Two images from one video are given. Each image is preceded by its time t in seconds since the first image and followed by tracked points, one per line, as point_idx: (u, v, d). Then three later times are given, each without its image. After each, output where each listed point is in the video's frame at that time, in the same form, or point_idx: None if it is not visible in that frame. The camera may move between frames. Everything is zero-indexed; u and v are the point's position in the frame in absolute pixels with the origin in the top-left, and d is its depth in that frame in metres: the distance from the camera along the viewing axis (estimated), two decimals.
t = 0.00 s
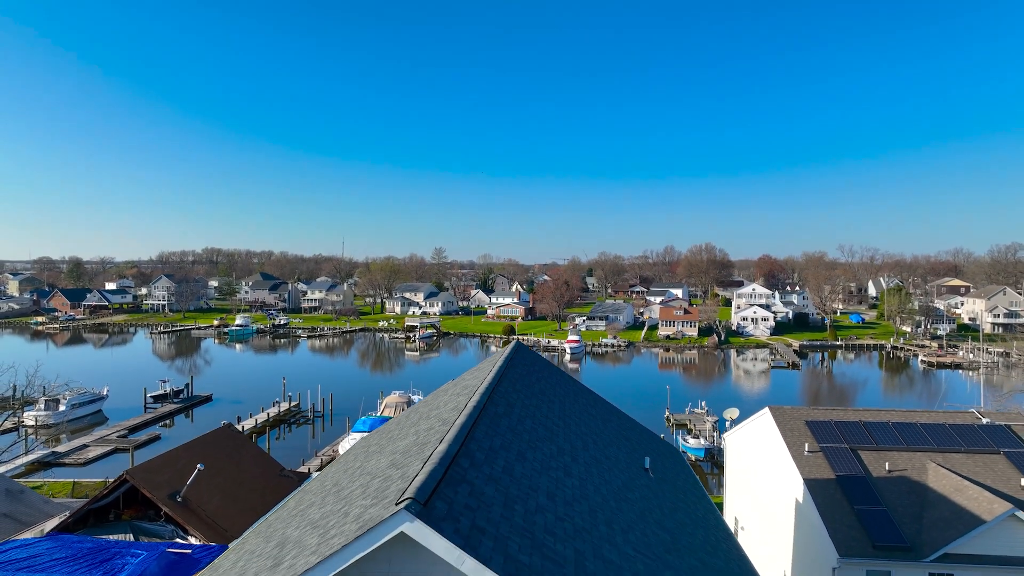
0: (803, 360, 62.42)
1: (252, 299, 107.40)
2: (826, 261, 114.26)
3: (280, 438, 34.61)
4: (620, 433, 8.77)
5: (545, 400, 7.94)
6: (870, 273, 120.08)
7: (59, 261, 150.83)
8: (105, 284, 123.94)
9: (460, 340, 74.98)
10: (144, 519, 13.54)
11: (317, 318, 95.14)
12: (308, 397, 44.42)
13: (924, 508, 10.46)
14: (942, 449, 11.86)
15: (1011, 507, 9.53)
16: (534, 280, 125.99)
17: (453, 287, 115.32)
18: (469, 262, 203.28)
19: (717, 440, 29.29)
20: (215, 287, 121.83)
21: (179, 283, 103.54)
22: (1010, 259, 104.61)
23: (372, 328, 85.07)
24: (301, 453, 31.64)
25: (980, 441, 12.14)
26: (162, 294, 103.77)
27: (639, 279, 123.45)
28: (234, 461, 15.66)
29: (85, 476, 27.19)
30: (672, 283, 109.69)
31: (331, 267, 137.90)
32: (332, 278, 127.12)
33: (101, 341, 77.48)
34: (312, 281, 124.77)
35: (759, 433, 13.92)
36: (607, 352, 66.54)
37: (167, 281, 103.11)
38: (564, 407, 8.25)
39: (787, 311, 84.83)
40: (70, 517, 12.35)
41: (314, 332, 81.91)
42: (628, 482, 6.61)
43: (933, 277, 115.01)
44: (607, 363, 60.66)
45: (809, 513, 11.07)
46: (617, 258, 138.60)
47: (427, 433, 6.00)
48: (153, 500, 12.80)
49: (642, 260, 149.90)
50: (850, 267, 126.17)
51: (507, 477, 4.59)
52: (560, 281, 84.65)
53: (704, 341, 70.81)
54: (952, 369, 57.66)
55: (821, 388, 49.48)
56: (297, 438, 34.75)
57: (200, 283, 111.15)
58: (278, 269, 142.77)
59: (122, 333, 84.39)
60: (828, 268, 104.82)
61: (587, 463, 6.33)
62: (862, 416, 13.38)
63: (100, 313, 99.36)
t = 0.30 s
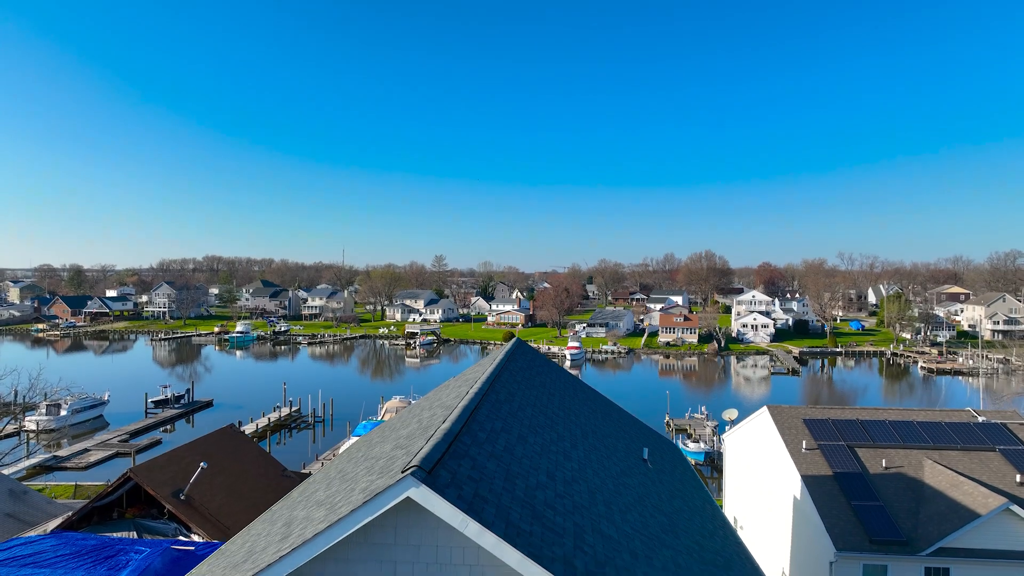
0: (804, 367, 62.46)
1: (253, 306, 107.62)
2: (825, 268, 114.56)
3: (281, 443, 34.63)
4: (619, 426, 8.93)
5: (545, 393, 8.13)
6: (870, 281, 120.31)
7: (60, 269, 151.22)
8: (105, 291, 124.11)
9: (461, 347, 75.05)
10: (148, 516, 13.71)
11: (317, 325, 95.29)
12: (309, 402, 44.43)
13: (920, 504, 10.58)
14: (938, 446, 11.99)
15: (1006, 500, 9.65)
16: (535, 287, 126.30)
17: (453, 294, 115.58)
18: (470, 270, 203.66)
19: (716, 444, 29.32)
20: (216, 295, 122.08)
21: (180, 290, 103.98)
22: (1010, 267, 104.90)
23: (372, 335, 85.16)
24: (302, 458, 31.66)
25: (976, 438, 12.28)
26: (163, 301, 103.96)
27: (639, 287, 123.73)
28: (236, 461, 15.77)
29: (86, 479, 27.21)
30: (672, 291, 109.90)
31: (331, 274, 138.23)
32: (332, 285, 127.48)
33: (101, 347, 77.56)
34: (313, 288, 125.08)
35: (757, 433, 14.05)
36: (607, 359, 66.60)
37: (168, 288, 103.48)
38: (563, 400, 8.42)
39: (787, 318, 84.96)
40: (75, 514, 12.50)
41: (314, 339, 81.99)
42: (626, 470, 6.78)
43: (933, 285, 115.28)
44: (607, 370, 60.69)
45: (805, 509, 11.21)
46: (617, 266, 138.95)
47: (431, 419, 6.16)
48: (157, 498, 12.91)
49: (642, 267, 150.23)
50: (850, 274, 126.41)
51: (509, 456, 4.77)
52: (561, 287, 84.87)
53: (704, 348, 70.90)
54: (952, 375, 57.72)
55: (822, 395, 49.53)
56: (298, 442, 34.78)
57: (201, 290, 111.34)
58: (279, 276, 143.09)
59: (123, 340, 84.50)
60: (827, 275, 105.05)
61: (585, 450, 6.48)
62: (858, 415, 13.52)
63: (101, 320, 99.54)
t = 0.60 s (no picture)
0: (804, 373, 62.51)
1: (253, 313, 107.81)
2: (825, 275, 114.85)
3: (282, 447, 34.70)
4: (618, 419, 9.12)
5: (545, 385, 8.33)
6: (869, 288, 120.56)
7: (60, 276, 151.56)
8: (106, 298, 124.31)
9: (461, 354, 75.13)
10: (151, 514, 13.84)
11: (318, 332, 95.44)
12: (309, 406, 44.48)
13: (917, 499, 10.70)
14: (934, 444, 12.13)
15: (1000, 494, 9.78)
16: (535, 294, 126.68)
17: (453, 301, 115.80)
18: (470, 278, 204.13)
19: (716, 448, 29.38)
20: (216, 302, 122.40)
21: (181, 296, 104.14)
22: (1009, 274, 105.22)
23: (373, 342, 85.28)
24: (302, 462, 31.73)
25: (972, 436, 12.42)
26: (164, 308, 104.20)
27: (639, 294, 124.05)
28: (238, 460, 15.88)
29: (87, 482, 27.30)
30: (672, 297, 110.11)
31: (332, 282, 138.53)
32: (333, 292, 127.69)
33: (102, 354, 77.64)
34: (314, 295, 125.31)
35: (756, 431, 14.19)
36: (607, 365, 66.68)
37: (168, 295, 103.63)
38: (562, 392, 8.62)
39: (787, 324, 85.05)
40: (80, 511, 12.62)
41: (315, 346, 82.11)
42: (624, 456, 6.94)
43: (933, 292, 115.57)
44: (607, 376, 60.76)
45: (803, 505, 11.34)
46: (617, 273, 139.34)
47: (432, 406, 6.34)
48: (161, 495, 13.01)
49: (642, 274, 150.61)
50: (849, 281, 126.73)
51: (511, 436, 4.94)
52: (561, 294, 85.07)
53: (704, 354, 70.99)
54: (952, 381, 57.81)
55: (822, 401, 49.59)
56: (299, 447, 34.83)
57: (201, 297, 111.61)
58: (279, 284, 143.34)
59: (124, 346, 84.63)
60: (827, 282, 105.28)
61: (583, 436, 6.66)
62: (855, 413, 13.67)
63: (101, 327, 99.73)
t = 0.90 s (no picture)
0: (804, 377, 62.58)
1: (254, 317, 107.98)
2: (824, 279, 115.06)
3: (283, 449, 34.78)
4: (617, 410, 9.30)
5: (545, 375, 8.48)
6: (869, 292, 120.69)
7: (61, 281, 151.85)
8: (106, 302, 124.55)
9: (461, 358, 75.22)
10: (155, 509, 13.98)
11: (318, 335, 95.58)
12: (310, 409, 44.59)
13: (912, 492, 10.85)
14: (929, 438, 12.28)
15: (993, 485, 9.93)
16: (535, 299, 126.90)
17: (454, 305, 116.01)
18: (470, 282, 204.47)
19: (716, 449, 29.47)
20: (217, 306, 122.61)
21: (182, 301, 104.27)
22: (1009, 278, 105.38)
23: (373, 346, 85.40)
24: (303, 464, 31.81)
25: (966, 430, 12.57)
26: (165, 312, 104.43)
27: (639, 298, 124.23)
28: (240, 457, 16.00)
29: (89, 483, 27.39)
30: (672, 302, 110.27)
31: (332, 286, 138.86)
32: (333, 297, 127.98)
33: (102, 358, 77.74)
34: (314, 299, 125.55)
35: (754, 427, 14.34)
36: (607, 369, 66.77)
37: (169, 299, 103.74)
38: (561, 383, 8.78)
39: (787, 328, 85.14)
40: (85, 505, 12.75)
41: (315, 350, 82.23)
42: (623, 442, 7.11)
43: (933, 296, 115.69)
44: (607, 380, 60.84)
45: (800, 498, 11.48)
46: (617, 277, 139.58)
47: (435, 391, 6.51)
48: (165, 490, 13.13)
49: (642, 279, 150.87)
50: (849, 285, 126.85)
51: (512, 414, 5.12)
52: (561, 298, 85.26)
53: (704, 357, 71.09)
54: (952, 384, 57.86)
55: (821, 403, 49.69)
56: (300, 449, 34.91)
57: (202, 301, 111.87)
58: (279, 288, 143.42)
59: (124, 350, 84.77)
60: (827, 286, 105.43)
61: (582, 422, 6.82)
62: (852, 408, 13.82)
63: (102, 331, 99.90)
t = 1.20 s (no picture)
0: (803, 378, 62.75)
1: (254, 318, 108.20)
2: (824, 282, 115.30)
3: (284, 448, 34.90)
4: (615, 400, 9.50)
5: (544, 364, 8.67)
6: (869, 294, 120.91)
7: (62, 283, 152.15)
8: (107, 304, 124.79)
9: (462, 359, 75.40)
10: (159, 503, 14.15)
11: (318, 337, 95.77)
12: (311, 409, 44.78)
13: (908, 483, 11.00)
14: (925, 431, 12.43)
15: (986, 475, 10.08)
16: (535, 301, 127.10)
17: (454, 307, 116.20)
18: (470, 285, 204.64)
19: (715, 448, 29.63)
20: (217, 307, 122.81)
21: (183, 302, 104.50)
22: (1008, 279, 105.63)
23: (374, 347, 85.58)
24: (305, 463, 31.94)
25: (961, 423, 12.73)
26: (165, 313, 104.64)
27: (638, 300, 124.47)
28: (242, 451, 16.14)
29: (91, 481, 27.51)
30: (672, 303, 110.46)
31: (333, 288, 139.17)
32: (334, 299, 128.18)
33: (103, 359, 77.88)
34: (314, 301, 125.75)
35: (752, 421, 14.47)
36: (607, 370, 66.96)
37: (170, 300, 103.92)
38: (561, 372, 8.97)
39: (787, 330, 85.31)
40: (89, 498, 12.88)
41: (316, 351, 82.41)
42: (621, 427, 7.30)
43: (933, 298, 115.85)
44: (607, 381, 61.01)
45: (797, 489, 11.63)
46: (617, 279, 139.85)
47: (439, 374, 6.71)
48: (169, 483, 13.28)
49: (642, 281, 151.11)
50: (849, 287, 127.07)
51: (513, 392, 5.31)
52: (561, 300, 85.47)
53: (704, 359, 71.26)
54: (951, 385, 58.03)
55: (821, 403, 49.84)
56: (301, 449, 35.01)
57: (202, 303, 112.07)
58: (280, 290, 143.69)
59: (125, 352, 84.86)
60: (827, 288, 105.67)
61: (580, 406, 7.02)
62: (849, 402, 13.97)
63: (103, 332, 100.08)
